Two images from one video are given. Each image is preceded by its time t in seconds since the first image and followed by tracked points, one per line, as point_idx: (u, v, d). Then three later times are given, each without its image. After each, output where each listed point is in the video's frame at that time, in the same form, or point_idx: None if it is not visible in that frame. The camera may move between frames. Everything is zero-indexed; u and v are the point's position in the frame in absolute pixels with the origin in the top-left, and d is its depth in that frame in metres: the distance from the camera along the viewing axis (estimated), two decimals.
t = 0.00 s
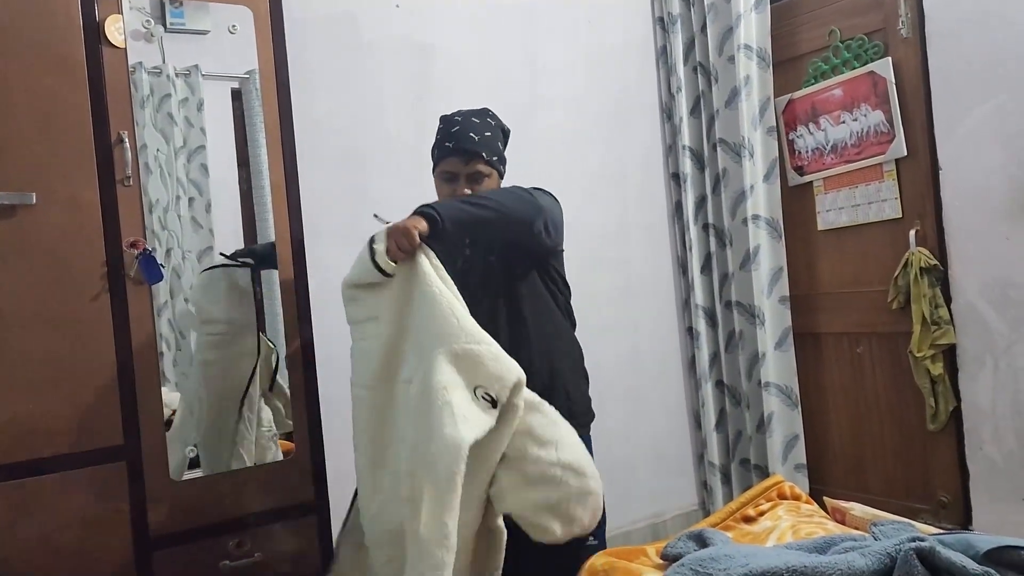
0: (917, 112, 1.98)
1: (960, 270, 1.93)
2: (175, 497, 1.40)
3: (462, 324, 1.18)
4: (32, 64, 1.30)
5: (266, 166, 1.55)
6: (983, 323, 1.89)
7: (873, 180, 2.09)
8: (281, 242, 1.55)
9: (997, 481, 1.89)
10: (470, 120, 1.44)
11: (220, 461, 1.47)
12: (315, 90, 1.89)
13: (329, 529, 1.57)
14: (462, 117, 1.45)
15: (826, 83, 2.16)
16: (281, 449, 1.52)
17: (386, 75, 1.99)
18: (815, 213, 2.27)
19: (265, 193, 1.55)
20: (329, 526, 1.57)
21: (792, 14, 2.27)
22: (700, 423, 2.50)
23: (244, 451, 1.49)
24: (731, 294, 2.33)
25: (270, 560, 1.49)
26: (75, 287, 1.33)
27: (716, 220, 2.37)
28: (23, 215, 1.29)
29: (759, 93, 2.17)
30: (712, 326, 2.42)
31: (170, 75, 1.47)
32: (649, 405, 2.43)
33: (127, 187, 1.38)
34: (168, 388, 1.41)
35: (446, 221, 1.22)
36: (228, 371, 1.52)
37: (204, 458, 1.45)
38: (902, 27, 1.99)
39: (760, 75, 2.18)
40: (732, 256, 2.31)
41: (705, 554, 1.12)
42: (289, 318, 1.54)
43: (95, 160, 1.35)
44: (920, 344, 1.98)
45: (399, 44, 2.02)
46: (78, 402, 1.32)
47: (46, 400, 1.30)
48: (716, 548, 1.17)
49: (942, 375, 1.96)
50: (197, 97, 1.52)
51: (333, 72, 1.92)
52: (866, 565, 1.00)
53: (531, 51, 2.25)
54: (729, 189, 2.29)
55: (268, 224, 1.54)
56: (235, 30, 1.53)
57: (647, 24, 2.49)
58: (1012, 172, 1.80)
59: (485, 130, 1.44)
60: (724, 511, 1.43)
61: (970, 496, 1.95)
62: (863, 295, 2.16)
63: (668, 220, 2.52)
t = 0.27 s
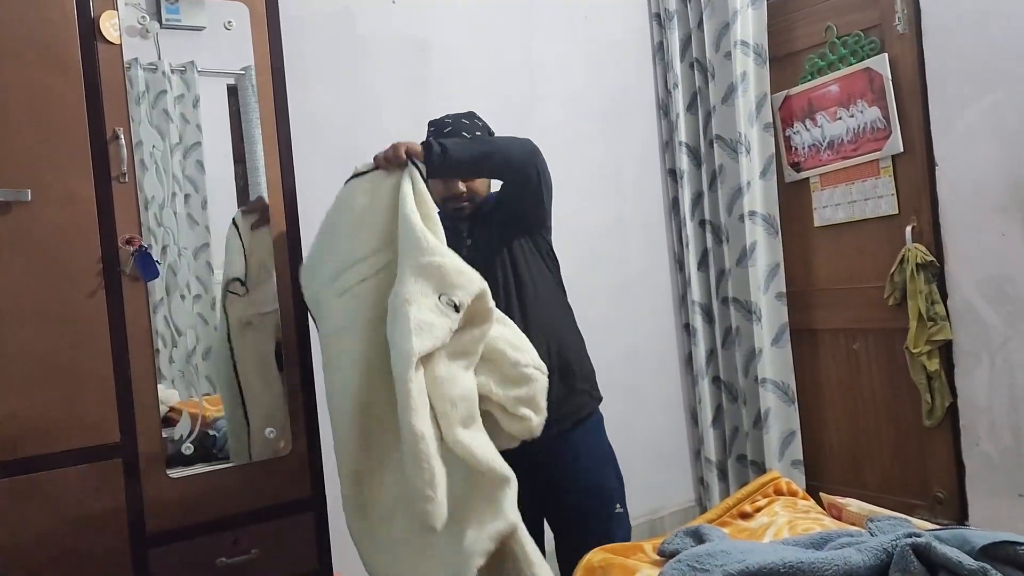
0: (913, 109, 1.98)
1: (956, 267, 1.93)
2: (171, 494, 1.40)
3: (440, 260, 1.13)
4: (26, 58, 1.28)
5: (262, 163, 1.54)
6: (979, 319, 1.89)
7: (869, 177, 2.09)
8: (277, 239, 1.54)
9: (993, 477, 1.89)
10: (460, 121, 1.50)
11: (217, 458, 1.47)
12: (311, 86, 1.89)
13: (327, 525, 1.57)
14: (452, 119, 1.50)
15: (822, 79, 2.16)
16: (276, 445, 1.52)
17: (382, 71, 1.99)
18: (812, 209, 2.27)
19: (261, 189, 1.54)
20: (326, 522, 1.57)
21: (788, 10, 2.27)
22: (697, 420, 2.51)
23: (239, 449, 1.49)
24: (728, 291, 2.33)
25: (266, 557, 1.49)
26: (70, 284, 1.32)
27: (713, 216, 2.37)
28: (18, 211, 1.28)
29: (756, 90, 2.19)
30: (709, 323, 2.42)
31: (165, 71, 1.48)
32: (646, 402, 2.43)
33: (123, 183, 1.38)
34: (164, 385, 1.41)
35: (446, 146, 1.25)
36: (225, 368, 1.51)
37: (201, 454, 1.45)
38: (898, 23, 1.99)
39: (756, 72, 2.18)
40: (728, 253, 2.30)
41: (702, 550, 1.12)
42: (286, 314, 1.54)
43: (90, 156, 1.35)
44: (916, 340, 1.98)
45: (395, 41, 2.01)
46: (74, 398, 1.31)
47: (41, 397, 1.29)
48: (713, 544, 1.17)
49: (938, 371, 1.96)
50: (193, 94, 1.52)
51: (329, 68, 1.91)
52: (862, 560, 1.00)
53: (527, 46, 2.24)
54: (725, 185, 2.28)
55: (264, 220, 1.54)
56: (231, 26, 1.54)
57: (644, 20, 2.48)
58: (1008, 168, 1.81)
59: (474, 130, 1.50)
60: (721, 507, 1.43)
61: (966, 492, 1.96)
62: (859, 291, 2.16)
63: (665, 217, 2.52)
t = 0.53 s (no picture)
0: (909, 106, 1.99)
1: (952, 263, 1.93)
2: (169, 492, 1.40)
3: (477, 181, 1.19)
4: (23, 57, 1.29)
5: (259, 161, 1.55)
6: (975, 316, 1.90)
7: (865, 174, 2.10)
8: (274, 236, 1.54)
9: (989, 473, 1.90)
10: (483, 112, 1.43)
11: (215, 456, 1.47)
12: (309, 83, 1.89)
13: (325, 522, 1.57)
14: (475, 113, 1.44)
15: (819, 77, 2.16)
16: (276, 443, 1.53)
17: (380, 68, 1.99)
18: (809, 207, 2.27)
19: (259, 187, 1.54)
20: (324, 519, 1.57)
21: (785, 8, 2.27)
22: (694, 417, 2.51)
23: (238, 446, 1.49)
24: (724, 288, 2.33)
25: (264, 555, 1.49)
26: (67, 283, 1.32)
27: (710, 213, 2.37)
28: (15, 210, 1.29)
29: (752, 88, 2.19)
30: (706, 320, 2.43)
31: (163, 69, 1.47)
32: (643, 399, 2.44)
33: (120, 182, 1.38)
34: (162, 383, 1.41)
35: (466, 99, 1.35)
36: (223, 366, 1.51)
37: (199, 452, 1.45)
38: (894, 20, 1.99)
39: (753, 69, 2.19)
40: (725, 250, 2.30)
41: (700, 547, 1.12)
42: (284, 312, 1.54)
43: (87, 155, 1.35)
44: (913, 337, 1.99)
45: (392, 38, 2.01)
46: (72, 397, 1.32)
47: (39, 395, 1.29)
48: (710, 540, 1.17)
49: (934, 367, 1.97)
50: (190, 92, 1.51)
51: (327, 66, 1.91)
52: (859, 557, 1.00)
53: (525, 43, 2.24)
54: (722, 182, 2.29)
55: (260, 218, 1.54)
56: (228, 24, 1.54)
57: (641, 17, 2.48)
58: (1004, 164, 1.81)
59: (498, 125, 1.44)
60: (719, 504, 1.43)
61: (962, 488, 1.96)
62: (855, 288, 2.16)
63: (662, 214, 2.52)
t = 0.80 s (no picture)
0: (903, 109, 1.99)
1: (947, 266, 1.93)
2: (164, 498, 1.39)
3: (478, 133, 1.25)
4: (17, 62, 1.29)
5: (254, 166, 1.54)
6: (969, 319, 1.90)
7: (860, 178, 2.10)
8: (268, 241, 1.54)
9: (985, 476, 1.90)
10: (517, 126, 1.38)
11: (210, 462, 1.46)
12: (303, 87, 1.89)
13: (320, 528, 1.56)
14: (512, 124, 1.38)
15: (813, 81, 2.17)
16: (270, 448, 1.52)
17: (374, 72, 1.99)
18: (803, 210, 2.27)
19: (254, 193, 1.54)
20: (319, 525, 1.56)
21: (780, 12, 2.28)
22: (689, 421, 2.51)
23: (234, 451, 1.49)
24: (720, 292, 2.33)
25: (258, 561, 1.48)
26: (61, 288, 1.32)
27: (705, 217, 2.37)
28: (8, 215, 1.29)
29: (747, 92, 2.19)
30: (701, 323, 2.43)
31: (157, 74, 1.47)
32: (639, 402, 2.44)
33: (114, 187, 1.37)
34: (156, 388, 1.41)
35: (513, 81, 1.34)
36: (217, 371, 1.51)
37: (194, 458, 1.44)
38: (888, 24, 2.00)
39: (748, 73, 2.19)
40: (720, 254, 2.31)
41: (696, 553, 1.12)
42: (277, 318, 1.53)
43: (82, 160, 1.35)
44: (907, 340, 1.99)
45: (386, 42, 2.01)
46: (66, 402, 1.31)
47: (33, 400, 1.29)
48: (706, 545, 1.17)
49: (929, 371, 1.97)
50: (184, 97, 1.51)
51: (322, 70, 1.91)
52: (854, 560, 1.00)
53: (519, 47, 2.25)
54: (717, 186, 2.29)
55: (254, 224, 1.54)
56: (223, 29, 1.53)
57: (636, 21, 2.49)
58: (998, 167, 1.81)
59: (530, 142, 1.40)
60: (714, 508, 1.42)
61: (958, 491, 1.97)
62: (850, 291, 2.17)
63: (657, 218, 2.52)
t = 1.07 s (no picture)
0: (888, 121, 2.01)
1: (931, 275, 1.95)
2: (150, 513, 1.39)
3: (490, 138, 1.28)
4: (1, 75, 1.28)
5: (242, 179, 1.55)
6: (955, 328, 1.91)
7: (845, 188, 2.12)
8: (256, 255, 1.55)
9: (972, 484, 1.91)
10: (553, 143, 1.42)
11: (197, 476, 1.45)
12: (290, 100, 1.89)
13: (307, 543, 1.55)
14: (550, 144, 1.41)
15: (798, 92, 2.18)
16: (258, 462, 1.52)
17: (362, 84, 1.99)
18: (790, 221, 2.29)
19: (241, 208, 1.55)
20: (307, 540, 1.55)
21: (765, 24, 2.29)
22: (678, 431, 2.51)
23: (221, 465, 1.48)
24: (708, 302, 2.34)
25: None
26: (46, 301, 1.31)
27: (692, 227, 2.38)
28: None
29: (733, 103, 2.21)
30: (690, 333, 2.43)
31: (145, 85, 1.46)
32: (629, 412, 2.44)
33: (100, 202, 1.37)
34: (142, 402, 1.40)
35: (549, 94, 1.41)
36: (205, 385, 1.48)
37: (181, 472, 1.43)
38: (872, 36, 2.02)
39: (733, 84, 2.21)
40: (708, 264, 2.32)
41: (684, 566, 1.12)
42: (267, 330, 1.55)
43: (67, 174, 1.34)
44: (893, 349, 2.01)
45: (372, 54, 2.01)
46: (50, 417, 1.30)
47: (18, 414, 1.28)
48: (695, 558, 1.17)
49: (916, 380, 1.99)
50: (172, 108, 1.49)
51: (309, 83, 1.91)
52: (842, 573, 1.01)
53: (506, 58, 2.25)
54: (704, 197, 2.31)
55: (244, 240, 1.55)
56: (210, 42, 1.52)
57: (622, 32, 2.50)
58: (981, 177, 1.83)
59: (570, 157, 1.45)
60: (703, 520, 1.42)
61: (945, 499, 1.98)
62: (837, 301, 2.18)
63: (646, 230, 2.51)
